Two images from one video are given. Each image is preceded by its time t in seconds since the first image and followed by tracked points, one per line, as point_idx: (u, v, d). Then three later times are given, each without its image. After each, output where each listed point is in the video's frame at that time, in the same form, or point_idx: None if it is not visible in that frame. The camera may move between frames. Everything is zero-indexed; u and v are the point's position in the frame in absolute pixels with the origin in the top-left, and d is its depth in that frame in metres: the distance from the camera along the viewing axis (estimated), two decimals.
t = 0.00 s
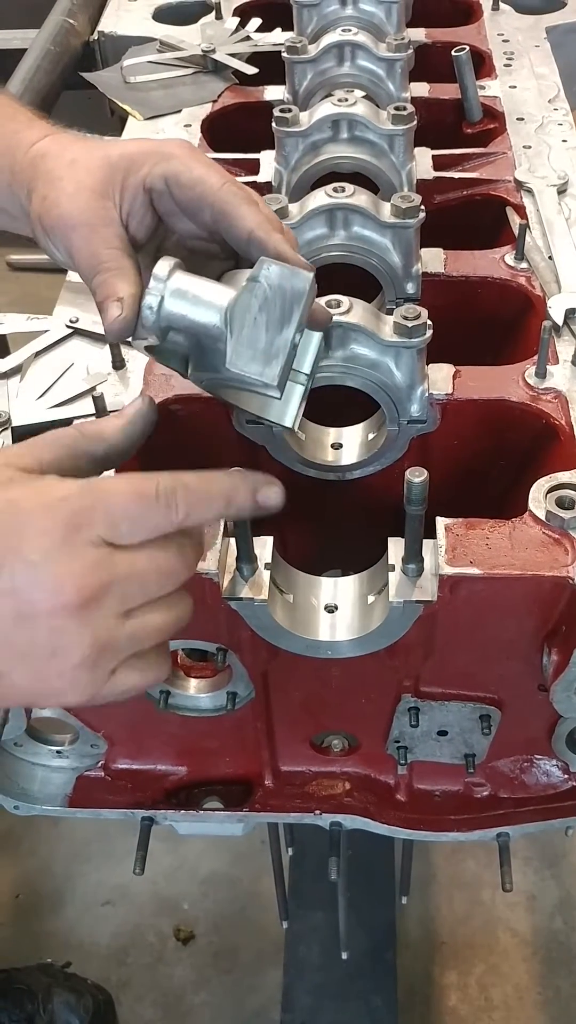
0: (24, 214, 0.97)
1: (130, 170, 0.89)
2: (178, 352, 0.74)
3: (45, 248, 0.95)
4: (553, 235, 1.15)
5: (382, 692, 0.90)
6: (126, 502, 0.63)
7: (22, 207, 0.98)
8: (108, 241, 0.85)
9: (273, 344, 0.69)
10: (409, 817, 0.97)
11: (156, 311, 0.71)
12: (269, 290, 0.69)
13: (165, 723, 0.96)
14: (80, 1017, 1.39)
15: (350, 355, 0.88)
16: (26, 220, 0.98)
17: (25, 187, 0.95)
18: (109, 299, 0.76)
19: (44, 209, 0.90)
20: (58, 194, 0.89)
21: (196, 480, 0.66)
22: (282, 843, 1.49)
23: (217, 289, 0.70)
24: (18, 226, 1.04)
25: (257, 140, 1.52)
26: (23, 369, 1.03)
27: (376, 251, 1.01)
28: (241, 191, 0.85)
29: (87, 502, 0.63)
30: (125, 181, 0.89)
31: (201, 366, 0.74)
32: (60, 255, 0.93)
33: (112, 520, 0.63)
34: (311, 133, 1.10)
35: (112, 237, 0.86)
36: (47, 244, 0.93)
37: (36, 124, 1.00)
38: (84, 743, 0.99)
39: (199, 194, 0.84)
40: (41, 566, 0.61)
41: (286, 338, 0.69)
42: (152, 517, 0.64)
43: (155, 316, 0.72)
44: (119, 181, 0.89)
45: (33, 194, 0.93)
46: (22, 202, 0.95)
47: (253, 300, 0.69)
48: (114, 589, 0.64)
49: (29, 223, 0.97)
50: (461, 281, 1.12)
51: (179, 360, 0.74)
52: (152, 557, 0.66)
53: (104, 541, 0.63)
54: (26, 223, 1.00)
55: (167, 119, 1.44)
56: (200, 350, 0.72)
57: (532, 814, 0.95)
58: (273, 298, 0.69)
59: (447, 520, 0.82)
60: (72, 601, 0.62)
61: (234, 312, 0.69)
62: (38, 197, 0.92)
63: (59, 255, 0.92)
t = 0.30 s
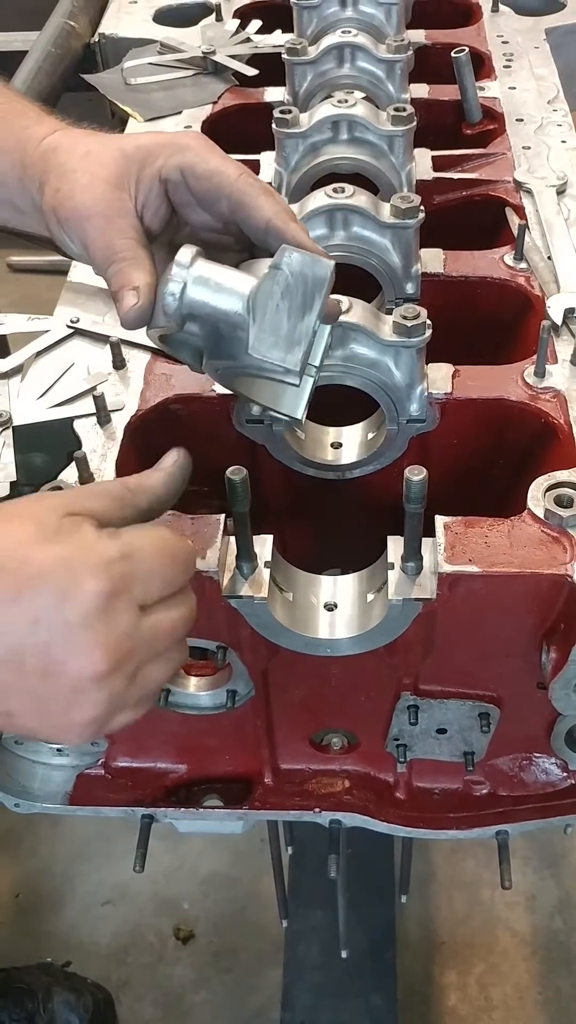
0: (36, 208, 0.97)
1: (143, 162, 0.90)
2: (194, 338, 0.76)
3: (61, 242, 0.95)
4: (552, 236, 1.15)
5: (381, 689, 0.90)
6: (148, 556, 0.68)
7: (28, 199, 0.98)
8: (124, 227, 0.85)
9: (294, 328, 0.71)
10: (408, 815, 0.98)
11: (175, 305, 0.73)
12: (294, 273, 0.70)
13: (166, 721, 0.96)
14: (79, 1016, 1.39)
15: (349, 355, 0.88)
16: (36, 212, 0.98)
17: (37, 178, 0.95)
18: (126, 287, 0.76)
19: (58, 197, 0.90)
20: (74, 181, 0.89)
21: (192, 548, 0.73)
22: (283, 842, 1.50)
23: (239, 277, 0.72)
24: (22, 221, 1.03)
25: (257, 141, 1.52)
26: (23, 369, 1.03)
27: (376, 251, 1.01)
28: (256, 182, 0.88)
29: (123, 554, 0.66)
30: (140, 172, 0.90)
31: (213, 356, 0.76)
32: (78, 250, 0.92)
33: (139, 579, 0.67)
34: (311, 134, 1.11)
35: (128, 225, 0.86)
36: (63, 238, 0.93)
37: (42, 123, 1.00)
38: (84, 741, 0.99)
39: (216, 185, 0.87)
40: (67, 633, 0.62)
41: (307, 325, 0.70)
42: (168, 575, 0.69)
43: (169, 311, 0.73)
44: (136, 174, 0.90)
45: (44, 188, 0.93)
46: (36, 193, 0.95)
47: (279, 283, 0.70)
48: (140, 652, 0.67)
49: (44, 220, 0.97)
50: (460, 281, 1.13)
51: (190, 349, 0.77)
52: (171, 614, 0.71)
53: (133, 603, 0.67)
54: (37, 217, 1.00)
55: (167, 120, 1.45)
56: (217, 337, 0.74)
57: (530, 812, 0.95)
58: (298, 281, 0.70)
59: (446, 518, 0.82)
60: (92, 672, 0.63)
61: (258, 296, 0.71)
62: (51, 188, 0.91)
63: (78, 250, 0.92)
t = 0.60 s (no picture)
0: (99, 165, 0.90)
1: (277, 160, 0.81)
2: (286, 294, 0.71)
3: (117, 197, 0.93)
4: (551, 238, 1.15)
5: (380, 689, 0.90)
6: (261, 515, 0.67)
7: (81, 158, 0.90)
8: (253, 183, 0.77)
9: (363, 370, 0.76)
10: (407, 814, 0.98)
11: (331, 287, 0.69)
12: (422, 361, 0.73)
13: (166, 720, 0.96)
14: (80, 1017, 1.39)
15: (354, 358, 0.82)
16: (88, 170, 0.91)
17: (102, 114, 0.88)
18: (278, 233, 0.69)
19: (145, 144, 0.86)
20: (160, 134, 0.85)
21: (303, 488, 0.71)
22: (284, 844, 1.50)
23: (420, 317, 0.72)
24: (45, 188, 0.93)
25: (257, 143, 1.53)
26: (24, 369, 1.04)
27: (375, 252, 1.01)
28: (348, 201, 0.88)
29: (233, 510, 0.65)
30: (283, 170, 0.81)
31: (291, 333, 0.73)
32: (138, 209, 0.93)
33: (245, 533, 0.66)
34: (310, 136, 1.11)
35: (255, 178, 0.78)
36: (124, 198, 0.92)
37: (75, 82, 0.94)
38: (84, 741, 1.00)
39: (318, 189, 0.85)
40: (179, 585, 0.65)
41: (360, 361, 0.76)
42: (273, 528, 0.68)
43: (316, 280, 0.69)
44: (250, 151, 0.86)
45: (111, 130, 0.88)
46: (103, 137, 0.88)
47: (413, 337, 0.72)
48: (240, 589, 0.69)
49: (109, 170, 0.90)
50: (459, 282, 1.13)
51: (265, 310, 0.72)
52: (269, 555, 0.70)
53: (232, 556, 0.66)
54: (85, 180, 0.92)
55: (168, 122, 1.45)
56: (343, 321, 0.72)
57: (529, 811, 0.96)
58: (418, 365, 0.74)
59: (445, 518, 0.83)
60: (196, 614, 0.67)
61: (389, 323, 0.71)
62: (135, 127, 0.87)
63: (134, 210, 0.93)
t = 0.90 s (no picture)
0: (136, 216, 0.91)
1: (311, 235, 0.82)
2: (316, 364, 0.73)
3: (150, 250, 0.93)
4: (549, 240, 1.16)
5: (379, 689, 0.91)
6: (287, 472, 0.72)
7: (114, 205, 0.91)
8: (295, 256, 0.78)
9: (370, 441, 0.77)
10: (407, 814, 0.98)
11: (365, 362, 0.72)
12: (432, 444, 0.76)
13: (166, 721, 0.96)
14: (80, 1017, 1.39)
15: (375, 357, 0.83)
16: (122, 217, 0.91)
17: (143, 168, 0.89)
18: (324, 306, 0.71)
19: (185, 201, 0.87)
20: (203, 198, 0.86)
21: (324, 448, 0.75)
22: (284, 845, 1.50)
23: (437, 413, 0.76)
24: (74, 232, 0.93)
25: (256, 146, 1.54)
26: (26, 369, 1.04)
27: (374, 253, 1.02)
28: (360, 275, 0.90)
29: (262, 466, 0.70)
30: (316, 245, 0.82)
31: (316, 401, 0.75)
32: (171, 263, 0.93)
33: (272, 487, 0.71)
34: (310, 138, 1.11)
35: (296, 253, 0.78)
36: (158, 252, 0.93)
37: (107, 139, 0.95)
38: (85, 741, 1.00)
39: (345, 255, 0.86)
40: (220, 534, 0.70)
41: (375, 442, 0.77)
42: (296, 486, 0.73)
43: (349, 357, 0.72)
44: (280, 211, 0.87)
45: (153, 184, 0.89)
46: (143, 190, 0.89)
47: (426, 419, 0.76)
48: (267, 537, 0.75)
49: (144, 221, 0.91)
50: (458, 284, 1.14)
51: (292, 376, 0.74)
52: (289, 510, 0.75)
53: (260, 509, 0.72)
54: (117, 227, 0.92)
55: (168, 124, 1.46)
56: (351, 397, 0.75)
57: (528, 811, 0.96)
58: (427, 445, 0.76)
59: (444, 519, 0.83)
60: (234, 559, 0.73)
61: (407, 401, 0.74)
62: (176, 185, 0.88)
63: (166, 265, 0.93)
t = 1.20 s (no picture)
0: (150, 224, 0.95)
1: (323, 247, 0.85)
2: (323, 377, 0.74)
3: (163, 257, 0.98)
4: (548, 240, 1.16)
5: (379, 688, 0.91)
6: (291, 481, 0.73)
7: (129, 217, 0.95)
8: (307, 269, 0.81)
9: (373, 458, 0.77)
10: (407, 813, 0.98)
11: (372, 376, 0.73)
12: (436, 460, 0.76)
13: (166, 720, 0.97)
14: (79, 1017, 1.39)
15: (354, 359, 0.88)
16: (135, 226, 0.96)
17: (159, 176, 0.94)
18: (335, 320, 0.73)
19: (199, 211, 0.91)
20: (217, 208, 0.90)
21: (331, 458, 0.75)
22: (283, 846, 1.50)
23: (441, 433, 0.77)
24: (90, 238, 0.98)
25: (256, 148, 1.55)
26: (26, 369, 1.04)
27: (374, 255, 1.03)
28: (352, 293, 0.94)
29: (266, 472, 0.71)
30: (328, 257, 0.85)
31: (321, 412, 0.75)
32: (183, 272, 0.97)
33: (276, 495, 0.73)
34: (310, 140, 1.12)
35: (309, 264, 0.82)
36: (171, 260, 0.97)
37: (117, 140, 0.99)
38: (85, 741, 1.01)
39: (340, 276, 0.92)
40: (223, 540, 0.72)
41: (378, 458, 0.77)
42: (300, 495, 0.74)
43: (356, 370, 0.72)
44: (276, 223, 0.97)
45: (167, 194, 0.93)
46: (158, 198, 0.93)
47: (432, 435, 0.76)
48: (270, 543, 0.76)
49: (158, 229, 0.95)
50: (457, 285, 1.14)
51: (300, 387, 0.75)
52: (294, 516, 0.77)
53: (264, 516, 0.73)
54: (131, 235, 0.97)
55: (168, 126, 1.46)
56: (359, 412, 0.75)
57: (528, 810, 0.96)
58: (431, 461, 0.76)
59: (444, 518, 0.83)
60: (238, 565, 0.74)
61: (413, 416, 0.75)
62: (191, 195, 0.92)
63: (179, 272, 0.98)
